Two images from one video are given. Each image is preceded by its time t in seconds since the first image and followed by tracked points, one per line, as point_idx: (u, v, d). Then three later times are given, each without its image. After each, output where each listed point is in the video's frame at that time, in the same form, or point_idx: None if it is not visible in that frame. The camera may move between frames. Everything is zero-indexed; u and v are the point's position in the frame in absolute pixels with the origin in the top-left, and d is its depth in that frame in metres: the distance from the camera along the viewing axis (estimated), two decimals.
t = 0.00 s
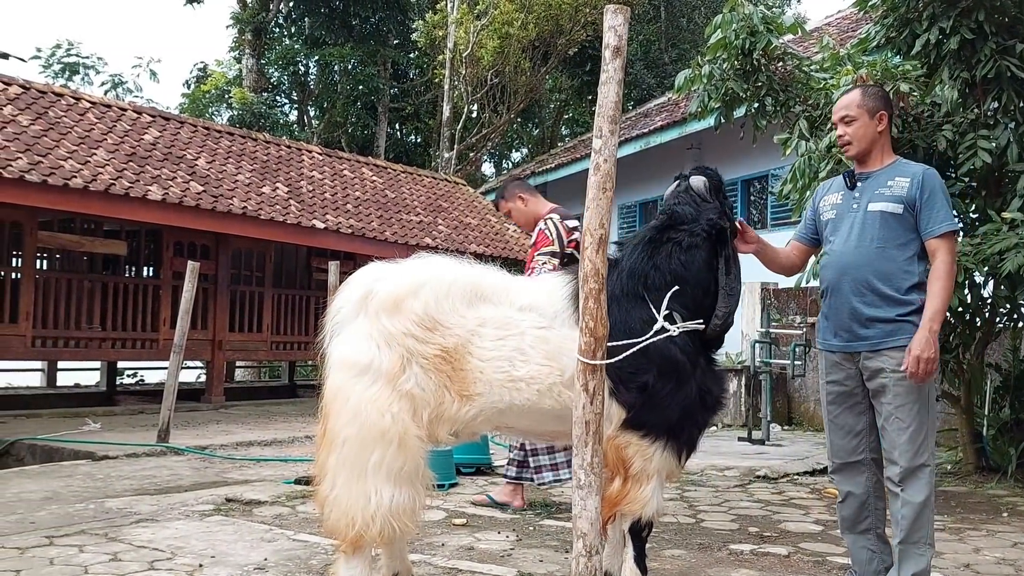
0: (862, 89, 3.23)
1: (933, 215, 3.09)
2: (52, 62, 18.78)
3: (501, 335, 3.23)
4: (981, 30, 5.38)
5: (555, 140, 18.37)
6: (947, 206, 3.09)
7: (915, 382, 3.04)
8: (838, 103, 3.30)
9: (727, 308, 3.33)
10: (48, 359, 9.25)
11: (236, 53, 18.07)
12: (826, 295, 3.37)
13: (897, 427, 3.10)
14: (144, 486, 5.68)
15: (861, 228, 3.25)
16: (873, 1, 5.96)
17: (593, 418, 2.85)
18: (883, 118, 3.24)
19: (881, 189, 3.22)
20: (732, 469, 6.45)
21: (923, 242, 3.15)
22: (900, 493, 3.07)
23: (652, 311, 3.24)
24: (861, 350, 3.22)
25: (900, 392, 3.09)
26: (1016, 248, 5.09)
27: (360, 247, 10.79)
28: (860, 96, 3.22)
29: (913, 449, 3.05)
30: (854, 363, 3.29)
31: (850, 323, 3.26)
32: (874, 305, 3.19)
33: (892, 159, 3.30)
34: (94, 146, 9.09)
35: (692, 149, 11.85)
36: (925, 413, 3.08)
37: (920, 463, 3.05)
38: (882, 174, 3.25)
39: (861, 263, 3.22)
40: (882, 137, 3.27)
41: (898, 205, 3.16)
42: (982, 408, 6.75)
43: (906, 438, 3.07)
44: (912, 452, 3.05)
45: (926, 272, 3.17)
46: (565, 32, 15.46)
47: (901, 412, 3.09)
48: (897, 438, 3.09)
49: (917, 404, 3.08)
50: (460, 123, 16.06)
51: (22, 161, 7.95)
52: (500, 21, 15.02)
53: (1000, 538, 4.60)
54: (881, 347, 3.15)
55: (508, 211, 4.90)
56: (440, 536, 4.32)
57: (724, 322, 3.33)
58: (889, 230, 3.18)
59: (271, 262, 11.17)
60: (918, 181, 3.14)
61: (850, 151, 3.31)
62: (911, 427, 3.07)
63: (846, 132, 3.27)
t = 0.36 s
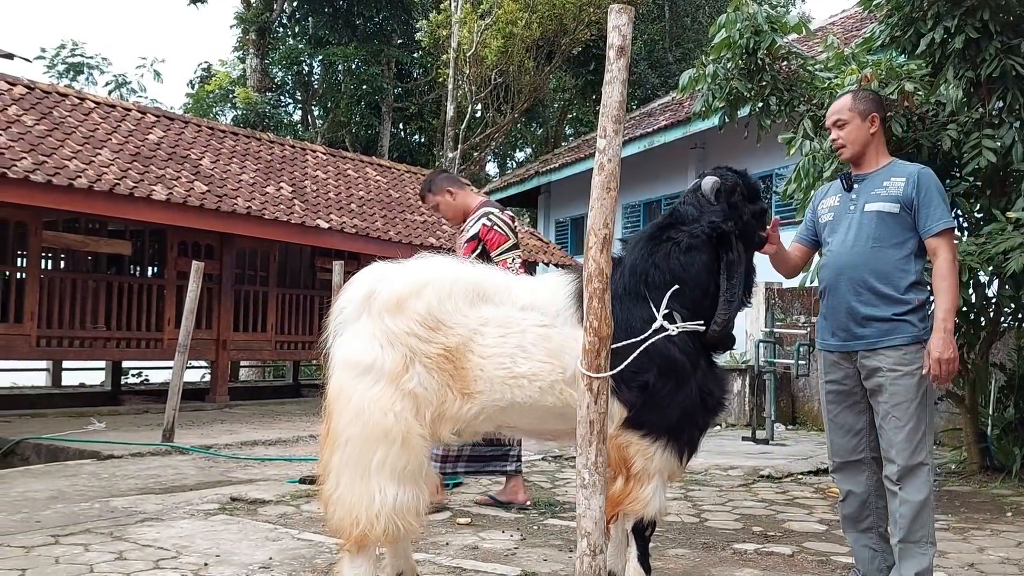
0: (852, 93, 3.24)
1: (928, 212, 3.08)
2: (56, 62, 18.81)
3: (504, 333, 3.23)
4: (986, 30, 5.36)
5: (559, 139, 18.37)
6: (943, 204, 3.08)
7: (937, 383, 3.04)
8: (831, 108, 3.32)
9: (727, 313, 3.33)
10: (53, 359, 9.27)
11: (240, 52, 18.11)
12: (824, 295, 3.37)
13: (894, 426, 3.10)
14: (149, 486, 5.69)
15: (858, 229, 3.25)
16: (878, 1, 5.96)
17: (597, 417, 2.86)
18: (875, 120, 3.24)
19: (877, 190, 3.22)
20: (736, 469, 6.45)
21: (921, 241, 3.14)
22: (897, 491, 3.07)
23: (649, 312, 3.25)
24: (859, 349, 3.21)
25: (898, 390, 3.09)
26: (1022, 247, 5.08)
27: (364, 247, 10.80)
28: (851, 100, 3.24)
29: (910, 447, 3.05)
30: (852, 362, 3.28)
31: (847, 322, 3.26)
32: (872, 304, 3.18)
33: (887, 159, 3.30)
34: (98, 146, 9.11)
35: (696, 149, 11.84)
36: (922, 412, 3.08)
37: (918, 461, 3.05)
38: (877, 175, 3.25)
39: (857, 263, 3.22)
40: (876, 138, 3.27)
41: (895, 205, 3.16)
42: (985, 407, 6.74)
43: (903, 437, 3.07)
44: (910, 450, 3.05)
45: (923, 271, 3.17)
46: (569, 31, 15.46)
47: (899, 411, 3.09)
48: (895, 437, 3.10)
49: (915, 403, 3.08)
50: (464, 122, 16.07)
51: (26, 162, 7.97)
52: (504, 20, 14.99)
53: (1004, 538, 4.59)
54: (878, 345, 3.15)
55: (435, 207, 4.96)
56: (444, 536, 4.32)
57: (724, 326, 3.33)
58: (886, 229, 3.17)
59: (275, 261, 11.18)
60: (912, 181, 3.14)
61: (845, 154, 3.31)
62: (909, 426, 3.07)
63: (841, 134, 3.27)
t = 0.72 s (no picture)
0: (857, 93, 3.24)
1: (930, 213, 3.09)
2: (60, 63, 18.83)
3: (508, 331, 3.23)
4: (989, 29, 5.35)
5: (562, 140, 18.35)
6: (944, 206, 3.09)
7: (917, 378, 3.04)
8: (834, 107, 3.30)
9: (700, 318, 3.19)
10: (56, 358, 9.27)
11: (243, 53, 18.13)
12: (825, 294, 3.36)
13: (896, 425, 3.10)
14: (152, 486, 5.70)
15: (860, 229, 3.24)
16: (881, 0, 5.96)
17: (601, 417, 2.86)
18: (879, 121, 3.24)
19: (879, 190, 3.22)
20: (739, 469, 6.44)
21: (922, 241, 3.15)
22: (900, 490, 3.06)
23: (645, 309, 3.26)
24: (862, 349, 3.20)
25: (901, 389, 3.08)
26: None
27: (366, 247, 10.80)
28: (856, 100, 3.24)
29: (912, 445, 3.04)
30: (855, 362, 3.28)
31: (849, 322, 3.25)
32: (874, 303, 3.18)
33: (888, 161, 3.30)
34: (101, 146, 9.12)
35: (699, 149, 11.84)
36: (925, 411, 3.08)
37: (921, 460, 3.04)
38: (878, 175, 3.25)
39: (860, 263, 3.21)
40: (878, 139, 3.27)
41: (897, 205, 3.16)
42: (990, 407, 6.73)
43: (905, 435, 3.07)
44: (912, 449, 3.05)
45: (924, 272, 3.17)
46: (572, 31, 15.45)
47: (901, 410, 3.09)
48: (897, 436, 3.09)
49: (916, 401, 3.08)
50: (467, 122, 16.07)
51: (30, 162, 7.97)
52: (507, 21, 15.05)
53: (1008, 538, 4.58)
54: (881, 345, 3.14)
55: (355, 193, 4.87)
56: (447, 536, 4.32)
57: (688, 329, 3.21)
58: (887, 229, 3.17)
59: (278, 262, 11.18)
60: (915, 181, 3.14)
61: (846, 154, 3.31)
62: (910, 424, 3.06)
63: (843, 134, 3.26)
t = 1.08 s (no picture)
0: (856, 94, 3.24)
1: (929, 215, 3.09)
2: (63, 63, 18.85)
3: (509, 332, 3.24)
4: (992, 29, 5.35)
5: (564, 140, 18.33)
6: (942, 206, 3.09)
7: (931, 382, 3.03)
8: (833, 107, 3.30)
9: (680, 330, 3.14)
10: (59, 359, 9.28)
11: (246, 53, 18.15)
12: (823, 295, 3.36)
13: (895, 425, 3.09)
14: (155, 486, 5.70)
15: (859, 230, 3.24)
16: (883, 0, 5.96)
17: (601, 418, 2.86)
18: (878, 122, 3.24)
19: (877, 192, 3.22)
20: (741, 469, 6.44)
21: (920, 243, 3.15)
22: (900, 491, 3.06)
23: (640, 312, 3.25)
24: (860, 350, 3.20)
25: (899, 389, 3.08)
26: None
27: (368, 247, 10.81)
28: (855, 100, 3.23)
29: (910, 446, 3.04)
30: (853, 363, 3.28)
31: (847, 323, 3.25)
32: (873, 304, 3.17)
33: (886, 162, 3.30)
34: (104, 146, 9.12)
35: (701, 149, 11.83)
36: (924, 411, 3.07)
37: (920, 461, 3.04)
38: (876, 176, 3.25)
39: (858, 264, 3.21)
40: (877, 140, 3.27)
41: (895, 206, 3.16)
42: (992, 408, 6.73)
43: (904, 436, 3.06)
44: (911, 450, 3.05)
45: (922, 273, 3.17)
46: (574, 31, 15.45)
47: (900, 411, 3.08)
48: (896, 437, 3.09)
49: (914, 403, 3.07)
50: (469, 122, 16.07)
51: (33, 162, 7.98)
52: (510, 21, 15.01)
53: (1011, 539, 4.58)
54: (879, 346, 3.14)
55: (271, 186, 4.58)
56: (449, 536, 4.32)
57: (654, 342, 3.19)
58: (885, 230, 3.17)
59: (280, 262, 11.19)
60: (912, 182, 3.13)
61: (845, 155, 3.31)
62: (909, 425, 3.06)
63: (843, 135, 3.27)
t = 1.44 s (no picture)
0: (854, 95, 3.24)
1: (930, 214, 3.09)
2: (65, 64, 18.88)
3: (515, 331, 3.24)
4: (994, 30, 5.36)
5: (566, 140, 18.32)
6: (943, 206, 3.09)
7: (921, 379, 3.03)
8: (832, 109, 3.30)
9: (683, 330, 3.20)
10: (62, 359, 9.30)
11: (247, 54, 18.17)
12: (825, 296, 3.36)
13: (897, 425, 3.09)
14: (158, 486, 5.71)
15: (860, 230, 3.24)
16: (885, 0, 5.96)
17: (604, 418, 2.86)
18: (877, 123, 3.24)
19: (877, 192, 3.22)
20: (743, 470, 6.45)
21: (921, 243, 3.15)
22: (901, 491, 3.06)
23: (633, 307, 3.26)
24: (861, 350, 3.20)
25: (901, 390, 3.08)
26: None
27: (371, 248, 10.82)
28: (854, 101, 3.23)
29: (912, 446, 3.04)
30: (855, 363, 3.27)
31: (849, 323, 3.25)
32: (874, 305, 3.17)
33: (885, 163, 3.30)
34: (106, 147, 9.14)
35: (703, 149, 11.84)
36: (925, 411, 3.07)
37: (922, 461, 3.04)
38: (876, 177, 3.25)
39: (860, 264, 3.21)
40: (876, 141, 3.27)
41: (895, 206, 3.16)
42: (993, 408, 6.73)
43: (906, 436, 3.06)
44: (913, 450, 3.05)
45: (923, 273, 3.17)
46: (576, 32, 15.46)
47: (902, 411, 3.08)
48: (898, 437, 3.08)
49: (916, 403, 3.08)
50: (472, 122, 16.07)
51: (36, 162, 8.00)
52: (511, 21, 15.06)
53: (1013, 539, 4.57)
54: (881, 346, 3.14)
55: (182, 168, 4.88)
56: (451, 536, 4.32)
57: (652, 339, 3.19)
58: (886, 230, 3.17)
59: (283, 262, 11.20)
60: (912, 182, 3.14)
61: (844, 155, 3.31)
62: (912, 425, 3.06)
63: (841, 136, 3.26)
